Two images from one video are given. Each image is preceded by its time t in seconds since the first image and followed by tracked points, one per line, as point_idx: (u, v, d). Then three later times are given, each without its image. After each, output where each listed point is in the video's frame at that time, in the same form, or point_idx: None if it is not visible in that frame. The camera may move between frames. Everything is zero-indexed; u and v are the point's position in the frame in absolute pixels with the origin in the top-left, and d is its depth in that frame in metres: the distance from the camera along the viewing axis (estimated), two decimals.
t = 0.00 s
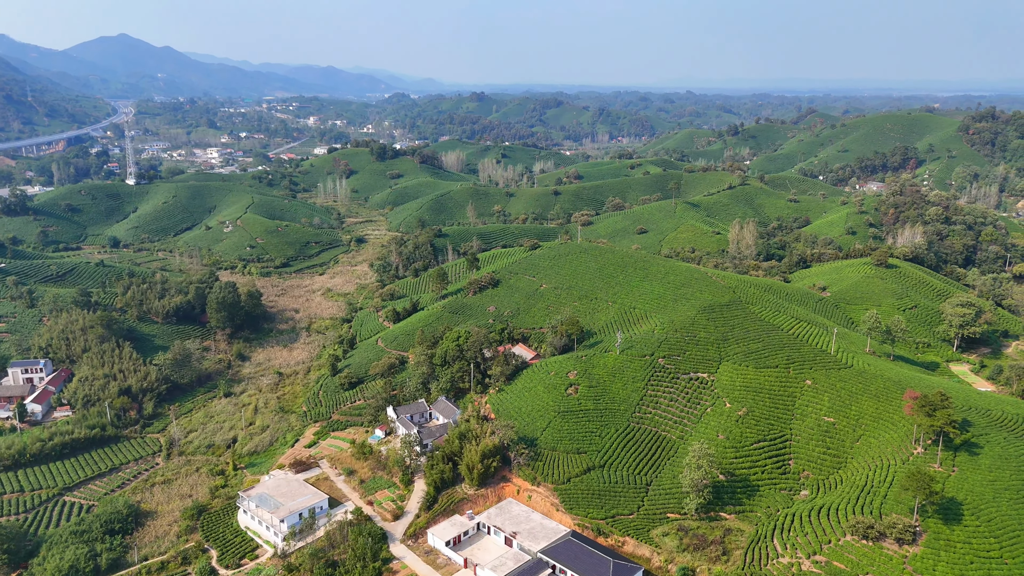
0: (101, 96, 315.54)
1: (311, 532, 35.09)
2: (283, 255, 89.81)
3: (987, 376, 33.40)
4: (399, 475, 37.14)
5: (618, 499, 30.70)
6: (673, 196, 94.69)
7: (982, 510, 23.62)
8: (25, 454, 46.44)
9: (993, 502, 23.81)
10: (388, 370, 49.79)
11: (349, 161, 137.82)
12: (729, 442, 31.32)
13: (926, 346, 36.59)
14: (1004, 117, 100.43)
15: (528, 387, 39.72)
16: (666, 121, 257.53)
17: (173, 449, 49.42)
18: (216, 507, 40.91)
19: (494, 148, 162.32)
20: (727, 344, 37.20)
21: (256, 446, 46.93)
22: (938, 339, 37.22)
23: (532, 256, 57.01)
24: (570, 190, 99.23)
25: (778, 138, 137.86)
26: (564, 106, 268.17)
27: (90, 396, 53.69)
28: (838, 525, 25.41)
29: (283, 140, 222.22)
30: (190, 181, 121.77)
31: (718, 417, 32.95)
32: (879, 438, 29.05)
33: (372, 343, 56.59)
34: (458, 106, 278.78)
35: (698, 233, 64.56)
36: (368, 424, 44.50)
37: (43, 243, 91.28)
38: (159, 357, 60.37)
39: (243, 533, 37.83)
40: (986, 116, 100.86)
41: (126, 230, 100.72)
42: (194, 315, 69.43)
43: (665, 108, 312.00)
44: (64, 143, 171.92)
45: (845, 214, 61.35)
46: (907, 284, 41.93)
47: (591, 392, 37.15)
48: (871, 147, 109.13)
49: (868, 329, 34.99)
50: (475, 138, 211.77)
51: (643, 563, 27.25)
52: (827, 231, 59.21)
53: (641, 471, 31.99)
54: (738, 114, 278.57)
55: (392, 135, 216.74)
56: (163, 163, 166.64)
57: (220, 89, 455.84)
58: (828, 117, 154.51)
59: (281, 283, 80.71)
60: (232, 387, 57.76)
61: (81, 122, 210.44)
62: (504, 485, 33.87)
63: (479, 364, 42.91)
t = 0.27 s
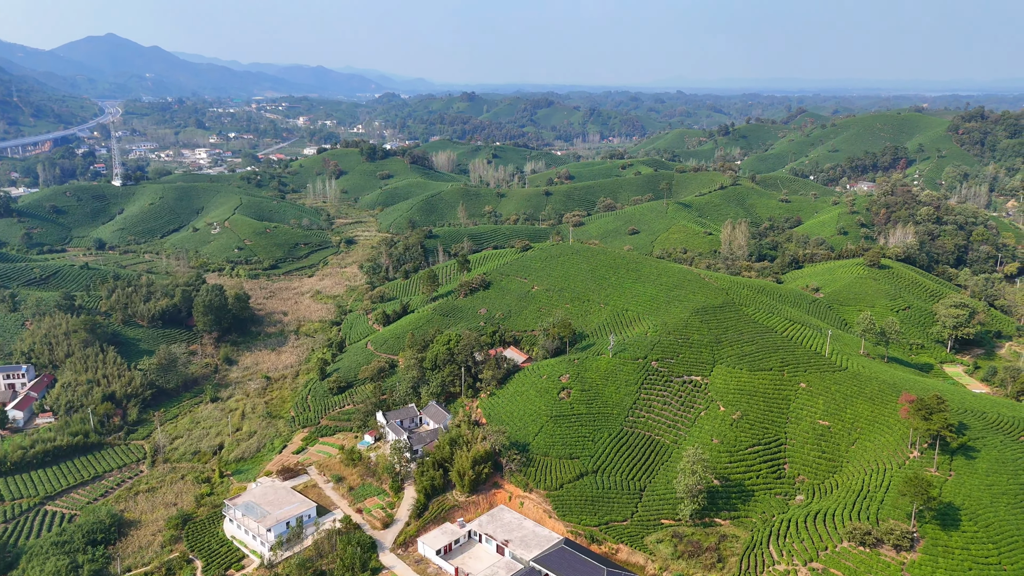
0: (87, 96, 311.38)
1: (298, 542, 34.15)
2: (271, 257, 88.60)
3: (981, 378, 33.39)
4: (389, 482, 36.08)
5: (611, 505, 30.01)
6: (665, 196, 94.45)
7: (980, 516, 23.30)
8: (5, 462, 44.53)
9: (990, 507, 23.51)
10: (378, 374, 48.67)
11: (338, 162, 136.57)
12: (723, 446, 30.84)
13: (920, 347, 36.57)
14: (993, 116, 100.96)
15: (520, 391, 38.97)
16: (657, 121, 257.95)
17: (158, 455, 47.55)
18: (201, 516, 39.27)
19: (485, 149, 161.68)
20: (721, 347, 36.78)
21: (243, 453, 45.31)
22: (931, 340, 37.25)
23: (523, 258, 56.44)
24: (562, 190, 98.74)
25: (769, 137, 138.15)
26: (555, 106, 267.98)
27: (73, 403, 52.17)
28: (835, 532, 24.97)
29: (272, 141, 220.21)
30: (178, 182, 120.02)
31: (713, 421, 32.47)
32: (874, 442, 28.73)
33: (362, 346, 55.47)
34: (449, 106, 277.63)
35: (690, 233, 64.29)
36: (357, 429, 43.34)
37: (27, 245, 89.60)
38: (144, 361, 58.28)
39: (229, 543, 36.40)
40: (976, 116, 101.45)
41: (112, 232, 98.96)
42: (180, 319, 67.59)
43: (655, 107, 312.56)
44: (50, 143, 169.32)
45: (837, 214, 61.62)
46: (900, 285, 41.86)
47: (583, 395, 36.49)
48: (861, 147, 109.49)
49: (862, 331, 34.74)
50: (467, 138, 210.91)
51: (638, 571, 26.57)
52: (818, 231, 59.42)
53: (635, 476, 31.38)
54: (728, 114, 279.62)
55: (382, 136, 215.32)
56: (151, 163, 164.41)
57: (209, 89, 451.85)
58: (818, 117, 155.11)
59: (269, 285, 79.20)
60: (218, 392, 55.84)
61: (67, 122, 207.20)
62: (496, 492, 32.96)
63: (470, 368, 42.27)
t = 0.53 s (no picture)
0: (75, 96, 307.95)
1: (286, 551, 32.68)
2: (261, 259, 87.32)
3: (977, 380, 33.32)
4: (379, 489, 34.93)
5: (606, 511, 29.35)
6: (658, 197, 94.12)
7: (978, 521, 22.99)
8: None
9: (989, 512, 23.19)
10: (368, 378, 47.36)
11: (329, 162, 135.30)
12: (719, 450, 30.38)
13: (915, 349, 36.53)
14: (983, 116, 101.46)
15: (513, 395, 38.20)
16: (649, 121, 258.25)
17: (143, 462, 45.43)
18: (187, 525, 37.39)
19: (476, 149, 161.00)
20: (716, 349, 36.35)
21: (231, 459, 43.44)
22: (926, 341, 37.29)
23: (516, 259, 55.85)
24: (554, 191, 98.20)
25: (760, 138, 138.41)
26: (547, 106, 267.70)
27: (56, 409, 49.87)
28: (832, 538, 24.54)
29: (262, 141, 218.32)
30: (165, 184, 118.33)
31: (707, 425, 32.00)
32: (870, 446, 28.39)
33: (352, 349, 54.16)
34: (440, 106, 276.53)
35: (683, 234, 63.98)
36: (348, 434, 42.08)
37: (12, 248, 88.15)
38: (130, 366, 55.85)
39: (214, 553, 34.72)
40: (966, 116, 101.95)
41: (99, 233, 97.36)
42: (167, 322, 65.26)
43: (647, 107, 312.95)
44: (38, 144, 166.94)
45: (830, 215, 61.94)
46: (894, 286, 41.71)
47: (576, 400, 35.81)
48: (852, 147, 109.76)
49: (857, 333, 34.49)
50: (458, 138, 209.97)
51: None
52: (812, 232, 59.63)
53: (629, 482, 30.77)
54: (720, 114, 280.51)
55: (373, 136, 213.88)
56: (139, 164, 162.41)
57: (199, 89, 448.21)
58: (809, 117, 155.64)
59: (258, 287, 77.50)
60: (205, 397, 53.55)
61: (54, 122, 204.21)
62: (488, 499, 32.01)
63: (462, 372, 41.19)
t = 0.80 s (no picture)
0: (63, 96, 304.55)
1: (275, 562, 31.11)
2: (251, 261, 85.90)
3: (973, 383, 33.25)
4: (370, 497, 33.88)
5: (600, 518, 28.64)
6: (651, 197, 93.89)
7: (979, 527, 22.63)
8: None
9: (990, 518, 22.86)
10: (359, 383, 46.30)
11: (320, 163, 134.19)
12: (715, 455, 29.85)
13: (911, 351, 36.45)
14: (975, 116, 101.85)
15: (505, 399, 37.42)
16: (641, 121, 258.37)
17: (128, 469, 43.49)
18: (173, 534, 35.70)
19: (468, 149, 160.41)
20: (711, 352, 35.89)
21: (219, 466, 41.79)
22: (922, 343, 37.19)
23: (509, 261, 55.30)
24: (546, 191, 97.74)
25: (753, 138, 138.46)
26: (539, 106, 267.28)
27: (40, 416, 47.23)
28: (832, 545, 24.04)
29: (253, 142, 216.71)
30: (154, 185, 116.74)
31: (703, 429, 31.48)
32: (868, 450, 28.00)
33: (342, 354, 53.00)
34: (432, 106, 275.46)
35: (676, 235, 63.72)
36: (337, 439, 40.99)
37: None
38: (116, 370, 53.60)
39: (201, 563, 33.17)
40: (958, 116, 102.31)
41: (87, 235, 95.74)
42: (155, 326, 62.72)
43: (640, 107, 312.98)
44: (25, 144, 164.52)
45: (823, 215, 62.17)
46: (889, 287, 41.58)
47: (570, 404, 35.08)
48: (845, 147, 109.99)
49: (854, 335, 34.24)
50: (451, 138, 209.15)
51: None
52: (806, 232, 59.87)
53: (624, 488, 30.12)
54: (712, 114, 281.24)
55: (365, 136, 212.67)
56: (128, 165, 160.66)
57: (189, 89, 444.62)
58: (801, 117, 156.03)
59: (248, 289, 75.87)
60: (193, 403, 51.51)
61: (41, 122, 201.42)
62: (481, 506, 31.11)
63: (454, 376, 40.55)
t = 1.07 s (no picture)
0: (52, 96, 301.59)
1: (263, 573, 29.99)
2: (240, 263, 84.40)
3: (969, 385, 33.23)
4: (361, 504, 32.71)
5: (595, 525, 27.94)
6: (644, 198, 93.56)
7: (979, 534, 22.29)
8: None
9: (990, 524, 22.54)
10: (349, 388, 44.35)
11: (311, 163, 132.98)
12: (711, 461, 29.33)
13: (907, 353, 36.41)
14: (967, 116, 102.27)
15: (498, 404, 36.53)
16: (634, 121, 258.42)
17: (114, 477, 41.32)
18: (159, 545, 33.76)
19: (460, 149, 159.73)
20: (706, 356, 35.43)
21: (207, 473, 39.81)
22: (917, 345, 37.16)
23: (501, 263, 54.70)
24: (539, 192, 97.22)
25: (745, 138, 138.58)
26: (532, 106, 266.85)
27: (24, 422, 45.41)
28: (831, 553, 23.54)
29: (244, 142, 215.00)
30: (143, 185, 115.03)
31: (698, 434, 30.96)
32: (866, 455, 27.66)
33: (332, 359, 50.62)
34: (424, 106, 274.27)
35: (670, 236, 63.38)
36: (326, 445, 39.47)
37: None
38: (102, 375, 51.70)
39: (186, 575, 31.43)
40: (950, 116, 102.69)
41: (74, 237, 94.00)
42: (143, 330, 59.94)
43: (633, 108, 312.98)
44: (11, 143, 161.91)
45: (817, 215, 62.28)
46: (885, 288, 41.43)
47: (564, 408, 34.30)
48: (837, 147, 110.17)
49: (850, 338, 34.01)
50: (443, 138, 208.27)
51: None
52: (800, 232, 59.94)
53: (619, 494, 29.46)
54: (704, 114, 281.93)
55: (357, 136, 211.30)
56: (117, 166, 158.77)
57: (180, 89, 440.94)
58: (794, 117, 156.34)
59: (237, 292, 74.07)
60: (180, 408, 49.32)
61: (28, 121, 198.60)
62: (474, 513, 30.03)
63: (447, 380, 39.52)
